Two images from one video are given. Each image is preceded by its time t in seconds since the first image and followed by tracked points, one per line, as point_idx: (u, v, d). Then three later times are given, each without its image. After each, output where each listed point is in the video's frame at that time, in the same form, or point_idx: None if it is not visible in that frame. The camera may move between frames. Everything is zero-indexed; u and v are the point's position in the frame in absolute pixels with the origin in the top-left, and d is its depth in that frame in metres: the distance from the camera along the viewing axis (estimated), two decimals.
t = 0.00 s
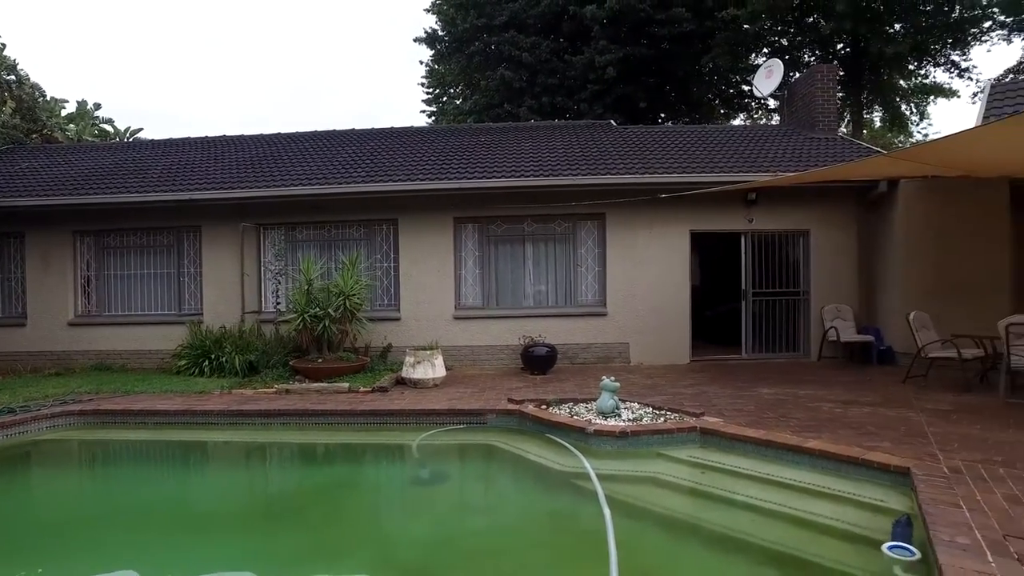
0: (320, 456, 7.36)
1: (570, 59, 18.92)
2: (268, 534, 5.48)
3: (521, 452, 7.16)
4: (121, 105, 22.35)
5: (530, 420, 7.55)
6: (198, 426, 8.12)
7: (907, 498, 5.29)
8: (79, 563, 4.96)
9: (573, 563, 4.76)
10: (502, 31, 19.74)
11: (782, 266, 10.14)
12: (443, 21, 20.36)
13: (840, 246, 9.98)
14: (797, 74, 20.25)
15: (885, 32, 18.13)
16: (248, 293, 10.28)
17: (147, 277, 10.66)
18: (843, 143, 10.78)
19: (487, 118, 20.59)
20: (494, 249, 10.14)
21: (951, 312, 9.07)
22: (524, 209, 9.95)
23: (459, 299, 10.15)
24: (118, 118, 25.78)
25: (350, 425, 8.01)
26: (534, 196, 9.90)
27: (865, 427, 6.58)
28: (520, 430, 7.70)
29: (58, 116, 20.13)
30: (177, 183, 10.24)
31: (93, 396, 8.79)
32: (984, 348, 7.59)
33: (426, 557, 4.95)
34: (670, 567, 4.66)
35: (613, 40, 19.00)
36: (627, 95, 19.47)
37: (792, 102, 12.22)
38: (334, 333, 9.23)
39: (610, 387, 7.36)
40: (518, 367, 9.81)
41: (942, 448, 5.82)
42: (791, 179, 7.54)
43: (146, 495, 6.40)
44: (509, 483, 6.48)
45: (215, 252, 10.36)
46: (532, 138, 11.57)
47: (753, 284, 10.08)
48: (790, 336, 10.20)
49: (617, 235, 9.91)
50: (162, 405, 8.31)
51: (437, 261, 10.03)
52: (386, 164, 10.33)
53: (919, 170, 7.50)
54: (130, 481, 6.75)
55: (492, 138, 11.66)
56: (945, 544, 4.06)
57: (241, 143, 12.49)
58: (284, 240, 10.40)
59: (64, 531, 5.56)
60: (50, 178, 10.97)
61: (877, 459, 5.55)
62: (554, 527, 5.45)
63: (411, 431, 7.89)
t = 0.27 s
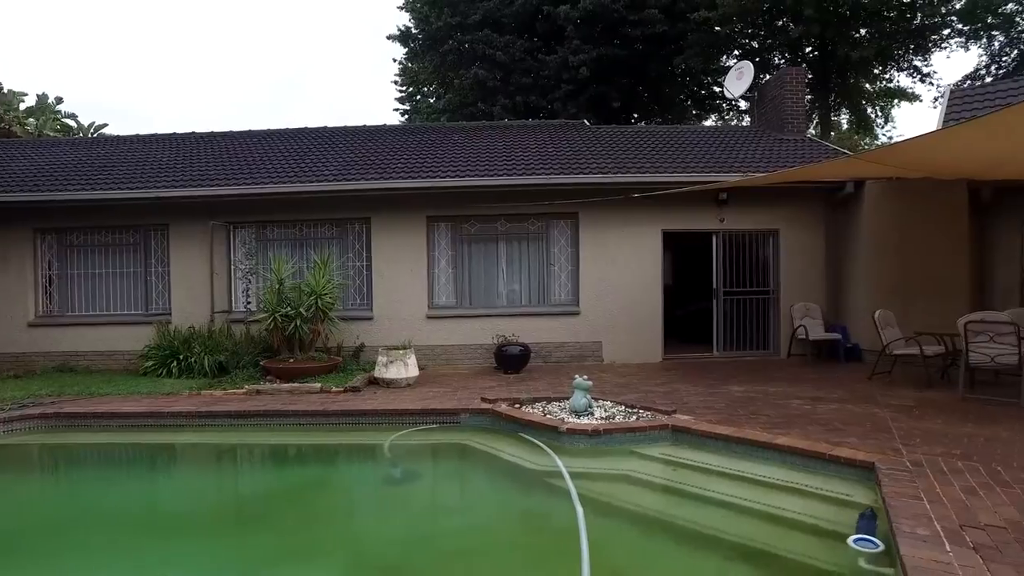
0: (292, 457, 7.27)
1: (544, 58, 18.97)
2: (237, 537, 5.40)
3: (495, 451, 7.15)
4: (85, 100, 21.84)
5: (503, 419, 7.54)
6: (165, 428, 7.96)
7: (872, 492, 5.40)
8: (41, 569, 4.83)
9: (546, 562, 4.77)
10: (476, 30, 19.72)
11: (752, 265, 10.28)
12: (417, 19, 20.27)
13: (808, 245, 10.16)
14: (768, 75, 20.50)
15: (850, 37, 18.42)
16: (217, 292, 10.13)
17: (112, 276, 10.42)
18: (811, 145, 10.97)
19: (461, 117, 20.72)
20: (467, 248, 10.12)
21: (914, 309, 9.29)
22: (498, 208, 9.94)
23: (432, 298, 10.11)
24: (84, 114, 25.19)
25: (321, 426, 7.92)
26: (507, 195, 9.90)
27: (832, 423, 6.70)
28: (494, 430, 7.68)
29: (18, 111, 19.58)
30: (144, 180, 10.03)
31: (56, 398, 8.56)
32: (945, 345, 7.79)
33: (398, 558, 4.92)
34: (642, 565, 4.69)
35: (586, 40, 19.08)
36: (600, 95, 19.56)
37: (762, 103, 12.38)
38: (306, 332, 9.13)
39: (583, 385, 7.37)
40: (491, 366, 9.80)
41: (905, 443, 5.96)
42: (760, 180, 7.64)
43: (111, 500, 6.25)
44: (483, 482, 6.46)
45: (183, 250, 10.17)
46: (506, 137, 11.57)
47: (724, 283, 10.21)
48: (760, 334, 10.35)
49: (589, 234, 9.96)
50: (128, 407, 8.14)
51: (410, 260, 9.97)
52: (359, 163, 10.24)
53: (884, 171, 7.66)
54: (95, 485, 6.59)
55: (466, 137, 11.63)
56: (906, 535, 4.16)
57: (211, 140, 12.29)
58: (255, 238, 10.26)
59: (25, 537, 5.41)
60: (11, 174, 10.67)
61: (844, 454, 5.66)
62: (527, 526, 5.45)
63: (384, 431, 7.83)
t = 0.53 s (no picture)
0: (261, 459, 7.16)
1: (518, 57, 19.00)
2: (205, 540, 5.30)
3: (467, 450, 7.13)
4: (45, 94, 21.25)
5: (475, 418, 7.52)
6: (130, 431, 7.79)
7: (838, 487, 5.51)
8: None
9: (518, 561, 4.77)
10: (450, 28, 19.67)
11: (722, 265, 10.41)
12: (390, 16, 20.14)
13: (777, 245, 10.33)
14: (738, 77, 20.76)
15: (818, 41, 18.80)
16: (184, 292, 9.94)
17: (75, 275, 10.17)
18: (779, 146, 11.15)
19: (434, 115, 20.57)
20: (439, 247, 10.08)
21: (877, 307, 9.54)
22: (471, 207, 9.92)
23: (404, 297, 10.05)
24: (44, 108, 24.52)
25: (291, 427, 7.82)
26: (481, 194, 9.88)
27: (799, 419, 6.82)
28: (466, 429, 7.67)
29: None
30: (108, 177, 9.80)
31: (15, 401, 8.32)
32: (908, 342, 7.99)
33: (369, 559, 4.88)
34: (613, 562, 4.72)
35: (560, 40, 19.14)
36: (574, 95, 19.64)
37: (732, 103, 12.54)
38: (276, 332, 9.01)
39: (555, 384, 7.37)
40: (464, 365, 9.78)
41: (869, 438, 6.09)
42: (729, 180, 7.75)
43: (73, 504, 6.09)
44: (455, 482, 6.44)
45: (150, 249, 9.96)
46: (479, 136, 11.55)
47: (694, 282, 10.32)
48: (729, 333, 10.49)
49: (562, 234, 10.00)
50: (91, 410, 7.94)
51: (382, 258, 9.91)
52: (330, 161, 10.14)
53: (850, 172, 7.81)
54: (56, 489, 6.41)
55: (439, 136, 11.59)
56: (870, 528, 4.25)
57: (178, 136, 12.06)
58: (223, 236, 10.09)
59: None
60: None
61: (809, 450, 5.77)
62: (499, 525, 5.45)
63: (355, 431, 7.76)
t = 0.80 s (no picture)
0: (228, 461, 7.04)
1: (489, 56, 19.01)
2: (169, 544, 5.19)
3: (438, 450, 7.10)
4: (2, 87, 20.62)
5: (446, 417, 7.49)
6: (92, 434, 7.60)
7: (803, 481, 5.61)
8: None
9: (488, 560, 4.77)
10: (421, 26, 19.60)
11: (692, 264, 10.53)
12: (360, 13, 19.99)
13: (745, 244, 10.48)
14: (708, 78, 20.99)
15: (785, 44, 19.13)
16: (149, 291, 9.74)
17: (34, 274, 9.88)
18: (747, 147, 11.31)
19: (406, 113, 20.29)
20: (410, 246, 10.02)
21: (841, 305, 9.75)
22: (443, 206, 9.88)
23: (375, 296, 9.97)
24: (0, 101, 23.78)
25: (259, 428, 7.70)
26: (452, 193, 9.85)
27: (766, 416, 6.92)
28: (437, 429, 7.63)
29: None
30: (69, 174, 9.54)
31: None
32: (871, 339, 8.17)
33: (338, 561, 4.82)
34: (583, 560, 4.74)
35: (532, 39, 19.17)
36: (546, 94, 19.70)
37: (702, 104, 12.69)
38: (244, 333, 8.87)
39: (526, 382, 7.38)
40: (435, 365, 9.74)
41: (833, 434, 6.21)
42: (698, 180, 7.84)
43: (31, 509, 5.91)
44: (426, 482, 6.40)
45: (113, 247, 9.73)
46: (450, 134, 11.51)
47: (665, 281, 10.41)
48: (698, 331, 10.62)
49: (533, 232, 10.02)
50: (51, 413, 7.72)
51: (352, 257, 9.82)
52: (299, 158, 10.01)
53: (817, 173, 7.94)
54: (13, 494, 6.22)
55: (410, 134, 11.52)
56: (833, 521, 4.34)
57: (142, 132, 11.80)
58: (189, 235, 9.90)
59: None
60: None
61: (775, 446, 5.86)
62: (470, 525, 5.43)
63: (325, 432, 7.67)
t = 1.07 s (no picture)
0: (193, 464, 6.91)
1: (460, 55, 19.01)
2: (132, 550, 5.07)
3: (407, 450, 7.06)
4: None
5: (416, 417, 7.46)
6: (50, 438, 7.38)
7: (769, 477, 5.71)
8: None
9: (458, 560, 4.76)
10: (392, 24, 19.51)
11: (661, 263, 10.64)
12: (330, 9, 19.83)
13: (713, 243, 10.61)
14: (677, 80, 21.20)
15: (752, 47, 19.50)
16: (111, 291, 9.51)
17: None
18: (715, 147, 11.48)
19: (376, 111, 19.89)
20: (380, 245, 9.96)
21: (806, 303, 9.94)
22: (414, 205, 9.83)
23: (344, 296, 9.88)
24: None
25: (225, 430, 7.58)
26: (423, 191, 9.80)
27: (733, 413, 7.03)
28: (406, 429, 7.60)
29: None
30: (26, 169, 9.26)
31: None
32: (834, 337, 8.35)
33: (306, 564, 4.76)
34: (553, 558, 4.75)
35: (503, 39, 19.22)
36: (517, 94, 19.75)
37: (671, 105, 12.85)
38: (209, 333, 8.73)
39: (496, 382, 7.38)
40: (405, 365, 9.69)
41: (797, 430, 6.33)
42: (666, 180, 7.93)
43: None
44: (395, 482, 6.36)
45: (73, 246, 9.48)
46: (420, 133, 11.47)
47: (635, 280, 10.50)
48: (667, 330, 10.73)
49: (504, 232, 10.02)
50: (6, 417, 7.49)
51: (321, 256, 9.72)
52: (266, 156, 9.87)
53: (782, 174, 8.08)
54: None
55: (380, 132, 11.44)
56: (797, 515, 4.42)
57: (103, 127, 11.52)
58: (153, 233, 9.69)
59: None
60: None
61: (741, 443, 5.96)
62: (440, 525, 5.42)
63: (292, 433, 7.58)
